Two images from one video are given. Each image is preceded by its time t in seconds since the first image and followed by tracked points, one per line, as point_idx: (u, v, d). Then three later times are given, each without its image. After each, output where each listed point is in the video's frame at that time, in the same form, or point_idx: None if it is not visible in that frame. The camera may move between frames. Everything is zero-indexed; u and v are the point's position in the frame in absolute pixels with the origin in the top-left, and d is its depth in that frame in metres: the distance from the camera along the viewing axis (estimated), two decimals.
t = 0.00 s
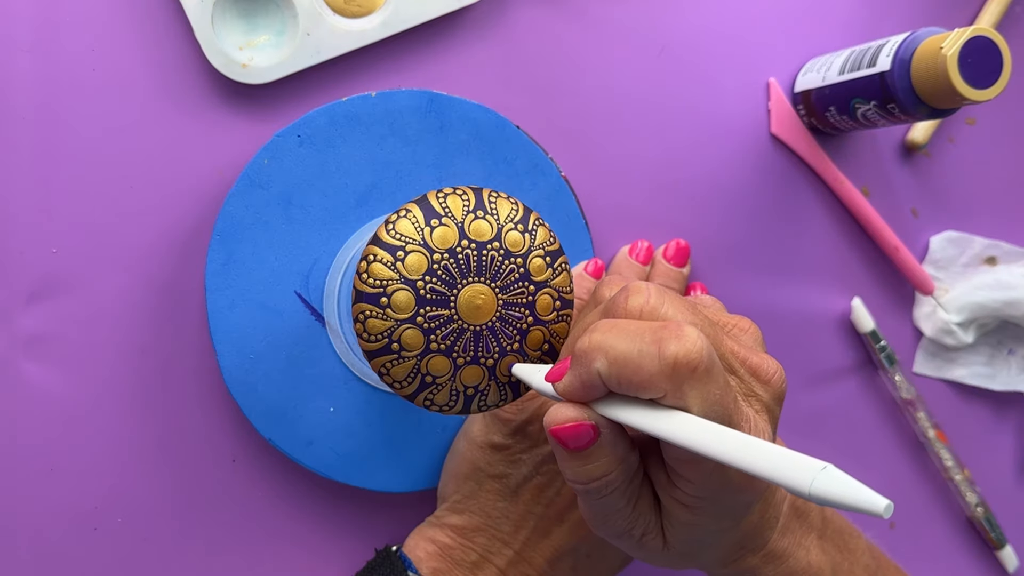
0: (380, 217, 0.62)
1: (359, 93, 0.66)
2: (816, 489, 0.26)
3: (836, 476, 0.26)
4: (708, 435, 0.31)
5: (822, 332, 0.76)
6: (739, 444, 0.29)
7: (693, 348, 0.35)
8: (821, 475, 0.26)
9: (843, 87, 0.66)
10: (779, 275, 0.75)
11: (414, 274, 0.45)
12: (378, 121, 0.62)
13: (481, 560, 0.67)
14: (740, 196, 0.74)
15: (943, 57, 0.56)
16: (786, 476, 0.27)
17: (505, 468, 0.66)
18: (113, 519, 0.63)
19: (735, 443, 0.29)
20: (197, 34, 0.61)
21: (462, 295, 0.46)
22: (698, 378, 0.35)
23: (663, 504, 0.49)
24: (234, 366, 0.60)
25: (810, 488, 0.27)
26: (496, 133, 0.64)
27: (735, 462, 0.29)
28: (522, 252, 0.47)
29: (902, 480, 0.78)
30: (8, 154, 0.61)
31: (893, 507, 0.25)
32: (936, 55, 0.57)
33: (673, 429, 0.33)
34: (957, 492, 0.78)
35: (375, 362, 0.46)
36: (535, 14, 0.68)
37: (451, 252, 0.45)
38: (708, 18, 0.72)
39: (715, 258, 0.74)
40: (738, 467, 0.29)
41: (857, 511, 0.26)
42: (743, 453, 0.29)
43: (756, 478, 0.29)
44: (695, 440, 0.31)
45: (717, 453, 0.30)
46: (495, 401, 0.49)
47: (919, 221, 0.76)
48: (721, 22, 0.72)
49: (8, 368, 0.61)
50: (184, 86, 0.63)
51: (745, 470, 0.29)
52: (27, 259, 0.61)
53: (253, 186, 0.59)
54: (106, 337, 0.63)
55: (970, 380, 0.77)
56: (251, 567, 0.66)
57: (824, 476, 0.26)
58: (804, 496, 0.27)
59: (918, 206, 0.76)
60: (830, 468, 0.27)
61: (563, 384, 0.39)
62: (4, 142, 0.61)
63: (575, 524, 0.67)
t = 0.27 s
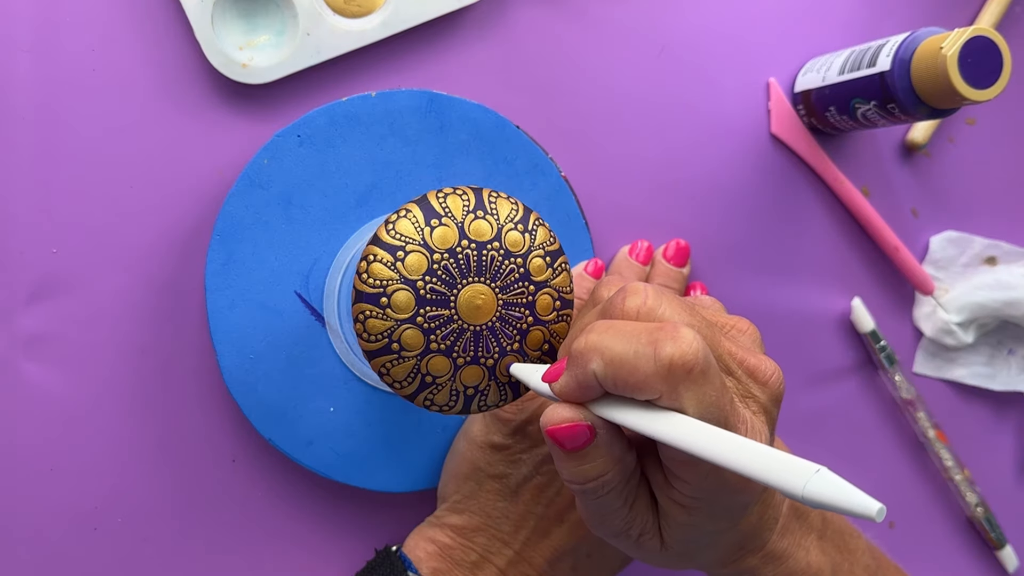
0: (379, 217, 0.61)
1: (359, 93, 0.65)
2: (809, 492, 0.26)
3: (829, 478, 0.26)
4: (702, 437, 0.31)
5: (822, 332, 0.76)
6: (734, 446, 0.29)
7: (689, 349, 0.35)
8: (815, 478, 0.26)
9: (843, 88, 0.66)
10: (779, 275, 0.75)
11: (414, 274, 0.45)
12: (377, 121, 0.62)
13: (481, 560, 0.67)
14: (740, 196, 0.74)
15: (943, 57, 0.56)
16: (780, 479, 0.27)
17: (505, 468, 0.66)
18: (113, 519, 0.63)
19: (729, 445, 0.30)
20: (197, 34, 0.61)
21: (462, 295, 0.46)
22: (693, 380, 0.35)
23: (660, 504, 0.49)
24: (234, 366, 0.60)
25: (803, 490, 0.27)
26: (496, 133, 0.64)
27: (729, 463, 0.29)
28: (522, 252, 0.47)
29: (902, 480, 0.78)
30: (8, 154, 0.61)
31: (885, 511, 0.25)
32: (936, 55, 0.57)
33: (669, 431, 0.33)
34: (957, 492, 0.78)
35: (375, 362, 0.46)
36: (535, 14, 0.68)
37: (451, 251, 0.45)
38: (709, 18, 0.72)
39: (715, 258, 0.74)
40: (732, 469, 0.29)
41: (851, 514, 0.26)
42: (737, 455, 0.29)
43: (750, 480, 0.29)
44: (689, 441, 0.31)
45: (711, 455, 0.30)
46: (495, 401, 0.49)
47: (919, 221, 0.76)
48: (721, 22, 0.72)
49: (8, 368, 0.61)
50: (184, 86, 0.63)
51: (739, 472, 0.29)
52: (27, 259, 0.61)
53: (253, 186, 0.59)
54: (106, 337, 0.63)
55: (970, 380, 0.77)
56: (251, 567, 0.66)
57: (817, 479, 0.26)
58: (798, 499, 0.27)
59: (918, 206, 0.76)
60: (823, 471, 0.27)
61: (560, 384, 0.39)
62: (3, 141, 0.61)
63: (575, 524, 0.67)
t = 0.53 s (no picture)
0: (380, 217, 0.62)
1: (359, 93, 0.66)
2: (805, 494, 0.26)
3: (826, 480, 0.26)
4: (700, 438, 0.31)
5: (822, 332, 0.76)
6: (731, 447, 0.29)
7: (688, 350, 0.35)
8: (811, 480, 0.26)
9: (843, 87, 0.66)
10: (779, 275, 0.75)
11: (414, 274, 0.45)
12: (377, 121, 0.62)
13: (481, 560, 0.67)
14: (740, 196, 0.74)
15: (942, 57, 0.56)
16: (776, 480, 0.27)
17: (505, 468, 0.65)
18: (112, 519, 0.63)
19: (726, 445, 0.30)
20: (197, 34, 0.61)
21: (462, 294, 0.46)
22: (691, 382, 0.35)
23: (659, 505, 0.49)
24: (235, 367, 0.60)
25: (800, 492, 0.27)
26: (495, 133, 0.64)
27: (725, 464, 0.29)
28: (522, 252, 0.47)
29: (902, 480, 0.78)
30: (8, 154, 0.61)
31: (881, 513, 0.25)
32: (936, 55, 0.57)
33: (667, 431, 0.33)
34: (957, 492, 0.78)
35: (375, 362, 0.46)
36: (535, 14, 0.68)
37: (451, 251, 0.45)
38: (709, 18, 0.72)
39: (715, 258, 0.74)
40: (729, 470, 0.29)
41: (847, 517, 0.26)
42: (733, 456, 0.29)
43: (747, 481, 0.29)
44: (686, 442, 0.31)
45: (708, 455, 0.30)
46: (495, 401, 0.49)
47: (920, 221, 0.76)
48: (721, 22, 0.72)
49: (8, 368, 0.61)
50: (184, 86, 0.63)
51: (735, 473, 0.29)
52: (27, 259, 0.61)
53: (253, 186, 0.59)
54: (106, 337, 0.63)
55: (970, 380, 0.77)
56: (251, 567, 0.66)
57: (814, 481, 0.26)
58: (794, 500, 0.27)
59: (918, 206, 0.76)
60: (819, 473, 0.27)
61: (559, 383, 0.39)
62: (3, 141, 0.61)
63: (575, 524, 0.67)
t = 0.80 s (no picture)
0: (380, 217, 0.61)
1: (359, 93, 0.66)
2: (803, 493, 0.26)
3: (823, 480, 0.26)
4: (698, 437, 0.31)
5: (822, 332, 0.76)
6: (729, 446, 0.29)
7: (687, 349, 0.35)
8: (809, 480, 0.26)
9: (843, 87, 0.66)
10: (779, 275, 0.75)
11: (414, 274, 0.45)
12: (377, 121, 0.62)
13: (481, 560, 0.67)
14: (740, 196, 0.74)
15: (943, 57, 0.56)
16: (774, 479, 0.27)
17: (505, 468, 0.65)
18: (112, 519, 0.63)
19: (724, 445, 0.30)
20: (197, 34, 0.61)
21: (462, 294, 0.46)
22: (690, 381, 0.35)
23: (659, 504, 0.49)
24: (235, 366, 0.60)
25: (798, 492, 0.27)
26: (495, 133, 0.64)
27: (723, 463, 0.29)
28: (522, 252, 0.47)
29: (902, 481, 0.78)
30: (8, 155, 0.61)
31: (879, 513, 0.25)
32: (936, 55, 0.57)
33: (665, 430, 0.33)
34: (957, 492, 0.78)
35: (375, 362, 0.46)
36: (535, 14, 0.68)
37: (451, 251, 0.45)
38: (709, 18, 0.72)
39: (715, 258, 0.74)
40: (727, 469, 0.29)
41: (845, 516, 0.26)
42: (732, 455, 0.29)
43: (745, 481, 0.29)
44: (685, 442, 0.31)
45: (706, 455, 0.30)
46: (495, 401, 0.49)
47: (920, 221, 0.76)
48: (721, 22, 0.72)
49: (8, 368, 0.61)
50: (184, 86, 0.63)
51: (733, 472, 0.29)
52: (27, 259, 0.61)
53: (252, 186, 0.59)
54: (106, 337, 0.63)
55: (970, 380, 0.77)
56: (251, 567, 0.66)
57: (812, 480, 0.26)
58: (792, 500, 0.27)
59: (918, 206, 0.76)
60: (817, 472, 0.27)
61: (558, 383, 0.39)
62: (3, 141, 0.61)
63: (575, 524, 0.67)
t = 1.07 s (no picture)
0: (380, 217, 0.62)
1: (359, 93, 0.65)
2: (804, 494, 0.26)
3: (824, 481, 0.26)
4: (699, 438, 0.31)
5: (822, 332, 0.76)
6: (730, 446, 0.29)
7: (688, 350, 0.35)
8: (810, 480, 0.26)
9: (843, 87, 0.66)
10: (779, 275, 0.75)
11: (414, 274, 0.45)
12: (378, 121, 0.62)
13: (480, 560, 0.67)
14: (740, 196, 0.74)
15: (942, 57, 0.56)
16: (776, 481, 0.27)
17: (505, 468, 0.65)
18: (112, 519, 0.63)
19: (727, 446, 0.29)
20: (197, 34, 0.61)
21: (462, 295, 0.46)
22: (692, 382, 0.35)
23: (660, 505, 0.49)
24: (235, 366, 0.60)
25: (799, 493, 0.27)
26: (496, 133, 0.64)
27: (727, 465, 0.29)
28: (522, 252, 0.47)
29: (902, 480, 0.78)
30: (8, 155, 0.61)
31: (880, 513, 0.25)
32: (936, 55, 0.57)
33: (666, 431, 0.33)
34: (957, 492, 0.78)
35: (375, 362, 0.46)
36: (536, 14, 0.68)
37: (451, 251, 0.45)
38: (709, 18, 0.72)
39: (715, 258, 0.74)
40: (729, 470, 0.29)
41: (846, 517, 0.26)
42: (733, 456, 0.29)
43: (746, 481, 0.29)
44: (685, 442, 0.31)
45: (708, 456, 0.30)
46: (495, 401, 0.49)
47: (919, 221, 0.76)
48: (722, 22, 0.72)
49: (8, 368, 0.61)
50: (184, 86, 0.63)
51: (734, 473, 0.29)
52: (27, 259, 0.61)
53: (252, 186, 0.59)
54: (106, 337, 0.63)
55: (970, 380, 0.77)
56: (251, 567, 0.66)
57: (813, 481, 0.26)
58: (793, 501, 0.27)
59: (918, 206, 0.76)
60: (818, 473, 0.27)
61: (559, 383, 0.39)
62: (3, 141, 0.61)
63: (575, 524, 0.67)
